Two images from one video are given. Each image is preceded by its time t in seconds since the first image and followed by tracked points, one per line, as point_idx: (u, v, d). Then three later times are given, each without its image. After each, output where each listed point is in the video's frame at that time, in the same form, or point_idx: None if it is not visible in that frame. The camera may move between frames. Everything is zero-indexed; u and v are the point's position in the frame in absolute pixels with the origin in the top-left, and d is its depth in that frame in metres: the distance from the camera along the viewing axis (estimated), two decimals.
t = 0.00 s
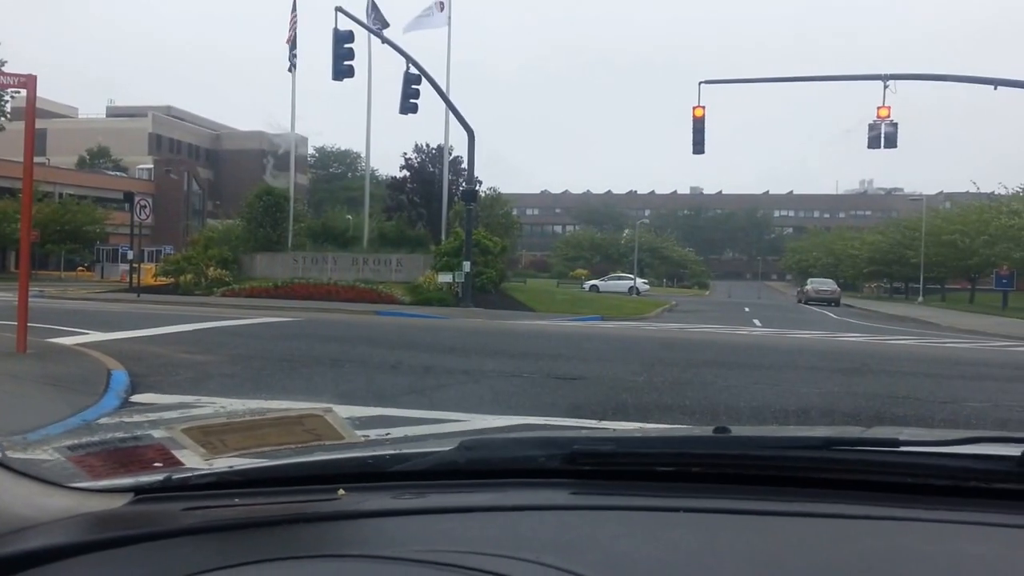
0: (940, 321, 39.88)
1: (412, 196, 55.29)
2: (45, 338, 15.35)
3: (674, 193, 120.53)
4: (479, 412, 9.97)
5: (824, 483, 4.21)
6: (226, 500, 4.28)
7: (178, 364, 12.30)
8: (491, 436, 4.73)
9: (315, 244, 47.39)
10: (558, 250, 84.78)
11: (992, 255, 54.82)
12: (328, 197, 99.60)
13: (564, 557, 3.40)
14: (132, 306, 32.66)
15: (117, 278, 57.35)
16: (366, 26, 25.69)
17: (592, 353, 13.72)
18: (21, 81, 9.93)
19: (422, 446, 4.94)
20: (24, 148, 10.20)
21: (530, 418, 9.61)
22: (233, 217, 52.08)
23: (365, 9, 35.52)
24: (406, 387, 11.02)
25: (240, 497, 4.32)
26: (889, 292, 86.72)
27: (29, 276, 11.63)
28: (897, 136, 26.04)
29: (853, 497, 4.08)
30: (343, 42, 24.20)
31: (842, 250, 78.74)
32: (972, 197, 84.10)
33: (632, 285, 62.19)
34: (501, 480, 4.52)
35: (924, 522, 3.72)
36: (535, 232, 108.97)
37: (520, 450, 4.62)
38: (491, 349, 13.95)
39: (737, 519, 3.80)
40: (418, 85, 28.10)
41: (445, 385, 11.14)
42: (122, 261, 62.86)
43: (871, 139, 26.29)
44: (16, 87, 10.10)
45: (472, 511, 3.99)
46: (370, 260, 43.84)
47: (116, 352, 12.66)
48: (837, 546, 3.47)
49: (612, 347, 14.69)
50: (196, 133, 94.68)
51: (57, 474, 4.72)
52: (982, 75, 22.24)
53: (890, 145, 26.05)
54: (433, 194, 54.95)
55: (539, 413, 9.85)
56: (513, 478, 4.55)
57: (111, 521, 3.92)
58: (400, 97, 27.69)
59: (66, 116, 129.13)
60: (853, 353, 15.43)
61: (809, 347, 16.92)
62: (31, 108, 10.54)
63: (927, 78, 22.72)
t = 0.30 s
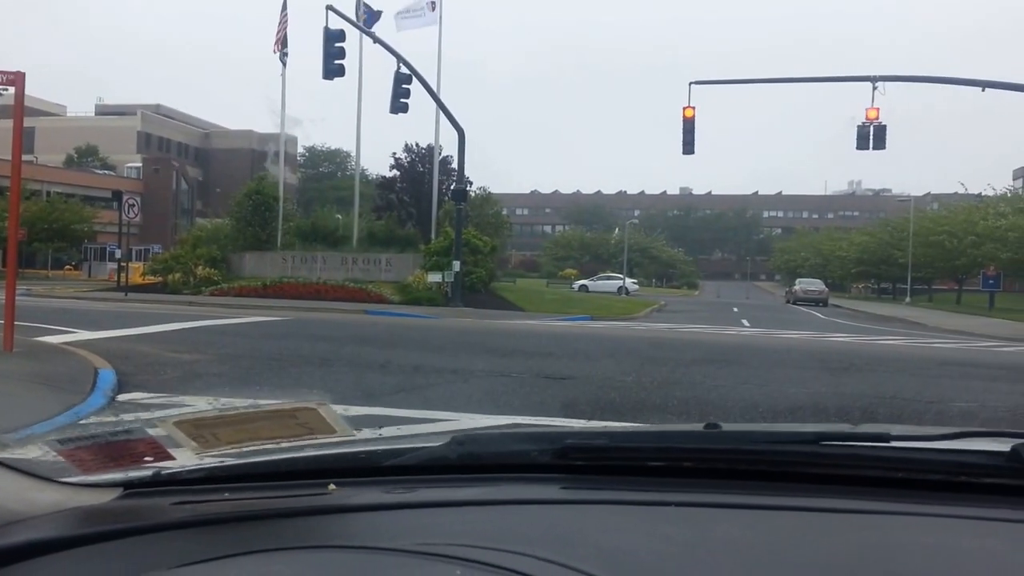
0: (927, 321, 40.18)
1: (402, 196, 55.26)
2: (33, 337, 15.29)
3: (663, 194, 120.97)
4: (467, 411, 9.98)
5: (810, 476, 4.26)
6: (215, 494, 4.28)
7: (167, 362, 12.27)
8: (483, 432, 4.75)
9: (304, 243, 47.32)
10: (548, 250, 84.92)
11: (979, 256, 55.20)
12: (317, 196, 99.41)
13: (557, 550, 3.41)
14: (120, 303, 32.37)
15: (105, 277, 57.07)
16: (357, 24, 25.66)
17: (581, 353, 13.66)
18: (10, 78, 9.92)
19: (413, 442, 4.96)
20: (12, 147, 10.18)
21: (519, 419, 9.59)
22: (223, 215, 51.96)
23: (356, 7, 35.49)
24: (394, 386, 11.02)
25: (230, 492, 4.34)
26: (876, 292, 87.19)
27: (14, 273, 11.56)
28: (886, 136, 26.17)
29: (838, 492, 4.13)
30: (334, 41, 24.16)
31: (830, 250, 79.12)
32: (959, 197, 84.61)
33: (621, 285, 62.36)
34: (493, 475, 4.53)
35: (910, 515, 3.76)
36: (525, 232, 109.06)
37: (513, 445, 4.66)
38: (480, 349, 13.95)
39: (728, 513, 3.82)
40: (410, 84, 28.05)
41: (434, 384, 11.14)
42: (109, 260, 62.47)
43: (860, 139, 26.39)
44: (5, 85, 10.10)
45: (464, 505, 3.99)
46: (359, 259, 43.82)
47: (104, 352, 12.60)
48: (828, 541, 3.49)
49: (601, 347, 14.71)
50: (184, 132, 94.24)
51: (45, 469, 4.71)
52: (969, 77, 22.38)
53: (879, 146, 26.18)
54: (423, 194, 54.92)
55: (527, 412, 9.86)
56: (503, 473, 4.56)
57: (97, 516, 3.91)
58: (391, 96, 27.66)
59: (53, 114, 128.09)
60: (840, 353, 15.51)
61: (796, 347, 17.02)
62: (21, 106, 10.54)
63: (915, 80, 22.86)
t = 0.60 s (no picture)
0: (899, 321, 40.60)
1: (378, 195, 55.15)
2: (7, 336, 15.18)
3: (643, 196, 121.45)
4: (443, 411, 9.96)
5: (774, 471, 4.50)
6: (191, 490, 4.35)
7: (142, 362, 12.17)
8: (461, 428, 4.91)
9: (280, 242, 47.21)
10: (527, 251, 85.03)
11: (953, 257, 55.73)
12: (296, 196, 99.10)
13: (536, 541, 3.56)
14: (92, 302, 32.13)
15: (78, 276, 56.72)
16: (332, 22, 25.60)
17: (557, 353, 13.67)
18: None
19: (388, 439, 5.12)
20: None
21: (495, 418, 9.58)
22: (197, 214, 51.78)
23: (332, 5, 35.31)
24: (369, 386, 10.98)
25: (207, 487, 4.41)
26: (852, 293, 87.83)
27: None
28: (861, 137, 26.36)
29: (802, 487, 4.38)
30: (311, 40, 24.08)
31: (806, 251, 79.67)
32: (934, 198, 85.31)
33: (597, 285, 62.52)
34: (469, 470, 4.70)
35: (866, 509, 4.04)
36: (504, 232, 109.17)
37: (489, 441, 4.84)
38: (456, 348, 13.97)
39: (701, 508, 4.01)
40: (387, 83, 28.00)
41: (409, 383, 11.13)
42: (83, 259, 62.00)
43: (836, 140, 26.59)
44: None
45: (443, 500, 4.14)
46: (334, 259, 43.76)
47: (77, 353, 12.46)
48: (795, 533, 3.69)
49: (578, 346, 14.77)
50: (163, 130, 93.60)
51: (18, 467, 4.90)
52: (942, 79, 22.59)
53: (854, 147, 26.37)
54: (399, 194, 54.90)
55: (503, 412, 9.86)
56: (481, 467, 4.73)
57: (75, 509, 3.93)
58: (367, 95, 27.58)
59: (30, 112, 126.82)
60: (816, 353, 15.67)
61: (771, 346, 17.21)
62: None
63: (889, 83, 23.12)
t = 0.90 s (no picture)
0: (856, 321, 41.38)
1: (344, 194, 54.96)
2: None
3: (609, 198, 122.13)
4: (409, 414, 9.93)
5: (737, 468, 4.56)
6: (153, 489, 4.33)
7: (104, 363, 12.01)
8: (426, 426, 4.96)
9: (242, 242, 46.91)
10: (492, 250, 85.14)
11: (910, 258, 56.70)
12: (261, 196, 98.35)
13: (501, 536, 3.59)
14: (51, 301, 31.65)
15: (36, 276, 55.89)
16: (296, 20, 25.47)
17: (521, 354, 13.69)
18: None
19: (352, 437, 5.13)
20: None
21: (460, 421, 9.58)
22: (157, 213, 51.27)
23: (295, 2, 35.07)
24: (334, 388, 10.91)
25: (168, 486, 4.39)
26: (812, 294, 89.00)
27: None
28: (821, 139, 26.73)
29: (764, 481, 4.46)
30: (275, 38, 23.92)
31: (767, 252, 80.67)
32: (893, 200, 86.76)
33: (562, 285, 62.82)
34: (434, 467, 4.74)
35: (827, 503, 4.12)
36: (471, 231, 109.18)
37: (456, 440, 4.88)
38: (423, 349, 13.96)
39: (665, 503, 4.07)
40: (351, 82, 27.90)
41: (375, 385, 11.08)
42: (42, 258, 61.04)
43: (796, 143, 26.92)
44: None
45: (409, 497, 4.17)
46: (298, 258, 43.55)
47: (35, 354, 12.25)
48: (753, 526, 3.77)
49: (544, 347, 14.82)
50: (125, 128, 92.44)
51: None
52: (901, 83, 22.99)
53: (815, 149, 26.71)
54: (364, 194, 54.84)
55: (469, 415, 9.84)
56: (448, 465, 4.77)
57: (35, 508, 3.89)
58: (332, 94, 27.44)
59: None
60: (778, 353, 15.87)
61: (733, 347, 17.43)
62: None
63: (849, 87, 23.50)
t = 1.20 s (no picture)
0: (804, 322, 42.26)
1: (296, 195, 54.59)
2: None
3: (565, 197, 122.68)
4: (364, 415, 9.93)
5: (689, 469, 4.70)
6: (101, 495, 4.33)
7: (51, 365, 11.85)
8: (379, 429, 5.01)
9: (195, 242, 46.83)
10: (447, 250, 85.07)
11: (855, 260, 57.96)
12: (212, 194, 97.10)
13: (450, 538, 3.65)
14: None
15: None
16: (248, 19, 25.20)
17: (479, 355, 13.74)
18: None
19: (303, 441, 5.16)
20: None
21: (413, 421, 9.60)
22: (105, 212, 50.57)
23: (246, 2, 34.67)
24: (289, 389, 10.86)
25: (116, 493, 4.39)
26: (761, 294, 90.54)
27: None
28: (769, 143, 27.26)
29: (712, 481, 4.58)
30: (227, 36, 23.67)
31: (719, 254, 81.86)
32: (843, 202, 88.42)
33: (516, 286, 63.09)
34: (389, 469, 4.80)
35: (771, 501, 4.24)
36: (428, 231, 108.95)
37: (408, 441, 4.93)
38: (377, 349, 13.97)
39: (617, 503, 4.16)
40: (304, 83, 27.70)
41: (328, 386, 11.06)
42: None
43: (745, 147, 27.37)
44: None
45: (362, 498, 4.22)
46: (251, 259, 43.16)
47: None
48: (702, 523, 3.88)
49: (498, 347, 14.93)
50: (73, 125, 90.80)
51: None
52: (849, 89, 23.47)
53: (763, 153, 27.22)
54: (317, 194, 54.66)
55: (423, 416, 9.87)
56: (400, 466, 4.84)
57: None
58: (284, 94, 27.22)
59: None
60: (729, 353, 16.15)
61: (686, 347, 17.67)
62: None
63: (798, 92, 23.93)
